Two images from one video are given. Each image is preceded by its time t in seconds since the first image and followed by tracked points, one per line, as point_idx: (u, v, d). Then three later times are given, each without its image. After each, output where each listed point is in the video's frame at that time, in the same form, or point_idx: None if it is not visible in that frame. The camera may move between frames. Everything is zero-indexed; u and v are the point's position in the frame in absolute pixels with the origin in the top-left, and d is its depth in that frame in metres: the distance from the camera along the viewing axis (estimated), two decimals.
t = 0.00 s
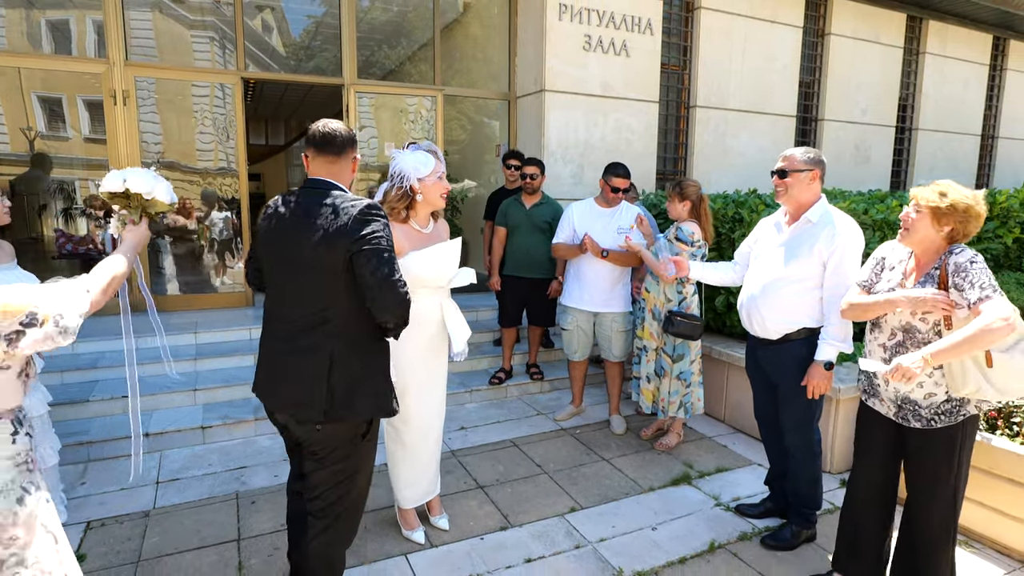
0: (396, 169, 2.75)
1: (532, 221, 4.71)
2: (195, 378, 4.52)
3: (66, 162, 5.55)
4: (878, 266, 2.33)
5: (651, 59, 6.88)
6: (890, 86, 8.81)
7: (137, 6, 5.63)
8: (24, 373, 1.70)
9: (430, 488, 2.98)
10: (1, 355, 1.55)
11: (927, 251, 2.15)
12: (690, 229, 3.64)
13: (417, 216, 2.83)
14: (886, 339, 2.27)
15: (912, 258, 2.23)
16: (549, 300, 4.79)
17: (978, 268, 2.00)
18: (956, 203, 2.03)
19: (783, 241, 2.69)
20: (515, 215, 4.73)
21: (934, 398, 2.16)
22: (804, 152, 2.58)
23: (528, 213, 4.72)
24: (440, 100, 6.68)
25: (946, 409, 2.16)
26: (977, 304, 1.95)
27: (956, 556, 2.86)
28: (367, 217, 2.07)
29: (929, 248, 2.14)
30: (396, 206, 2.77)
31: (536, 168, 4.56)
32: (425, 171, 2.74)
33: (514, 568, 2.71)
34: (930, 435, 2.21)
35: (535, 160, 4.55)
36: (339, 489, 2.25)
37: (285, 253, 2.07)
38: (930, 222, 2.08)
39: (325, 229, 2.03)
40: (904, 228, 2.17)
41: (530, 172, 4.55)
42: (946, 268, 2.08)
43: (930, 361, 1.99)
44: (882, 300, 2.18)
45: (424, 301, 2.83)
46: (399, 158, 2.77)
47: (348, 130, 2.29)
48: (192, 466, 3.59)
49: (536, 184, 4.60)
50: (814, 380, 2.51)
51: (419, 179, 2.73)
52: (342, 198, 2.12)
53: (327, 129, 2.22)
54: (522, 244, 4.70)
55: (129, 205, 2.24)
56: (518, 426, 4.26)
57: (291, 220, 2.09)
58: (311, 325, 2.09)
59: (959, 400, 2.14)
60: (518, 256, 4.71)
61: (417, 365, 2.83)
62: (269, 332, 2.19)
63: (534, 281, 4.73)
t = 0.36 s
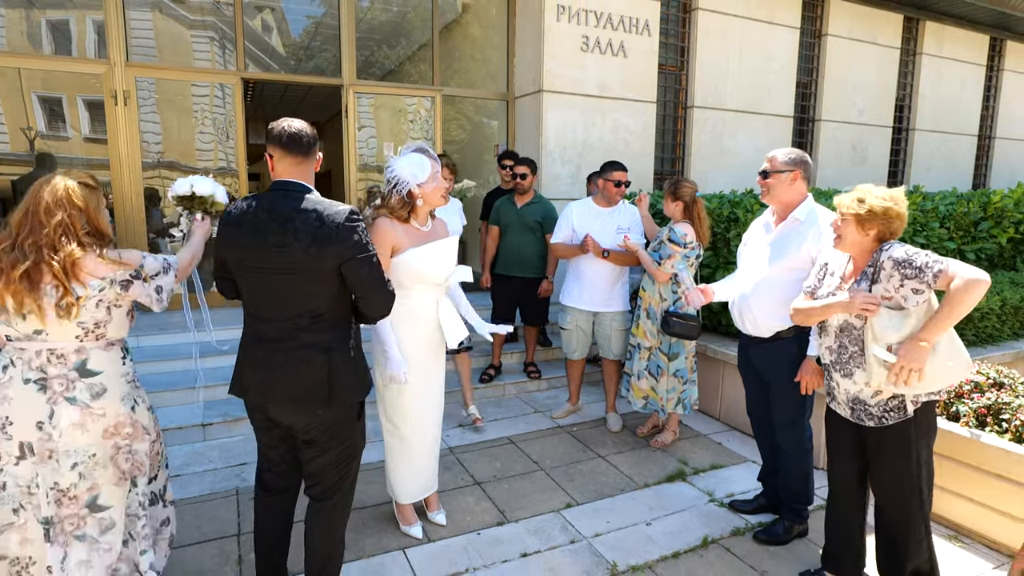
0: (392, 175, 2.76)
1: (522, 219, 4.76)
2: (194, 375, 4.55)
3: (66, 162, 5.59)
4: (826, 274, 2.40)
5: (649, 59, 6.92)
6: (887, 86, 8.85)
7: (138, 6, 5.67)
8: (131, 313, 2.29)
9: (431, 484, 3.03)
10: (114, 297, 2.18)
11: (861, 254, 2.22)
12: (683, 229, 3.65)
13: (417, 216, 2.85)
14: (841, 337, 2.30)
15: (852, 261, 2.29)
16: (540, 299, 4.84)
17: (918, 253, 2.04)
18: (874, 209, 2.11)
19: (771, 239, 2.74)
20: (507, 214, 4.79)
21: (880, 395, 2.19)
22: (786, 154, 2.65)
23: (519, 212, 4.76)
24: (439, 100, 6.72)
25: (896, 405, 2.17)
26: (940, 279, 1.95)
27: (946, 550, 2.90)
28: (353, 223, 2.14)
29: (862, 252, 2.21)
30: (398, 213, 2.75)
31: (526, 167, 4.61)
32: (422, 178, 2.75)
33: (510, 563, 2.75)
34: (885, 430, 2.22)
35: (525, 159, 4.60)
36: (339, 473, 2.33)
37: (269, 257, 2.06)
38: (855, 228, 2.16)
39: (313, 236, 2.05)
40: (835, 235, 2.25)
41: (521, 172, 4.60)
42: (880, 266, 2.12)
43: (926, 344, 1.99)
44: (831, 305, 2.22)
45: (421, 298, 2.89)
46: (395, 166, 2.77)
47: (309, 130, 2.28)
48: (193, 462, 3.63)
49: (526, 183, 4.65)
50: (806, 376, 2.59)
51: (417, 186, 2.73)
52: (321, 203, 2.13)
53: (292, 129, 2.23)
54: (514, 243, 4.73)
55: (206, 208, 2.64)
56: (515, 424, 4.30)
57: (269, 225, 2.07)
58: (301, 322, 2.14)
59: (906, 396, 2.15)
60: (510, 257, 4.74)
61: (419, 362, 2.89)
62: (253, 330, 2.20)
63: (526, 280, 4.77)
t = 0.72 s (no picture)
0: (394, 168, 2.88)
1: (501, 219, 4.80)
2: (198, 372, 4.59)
3: (68, 161, 5.62)
4: (808, 271, 2.43)
5: (649, 59, 6.95)
6: (886, 86, 8.88)
7: (139, 5, 5.70)
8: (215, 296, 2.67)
9: (430, 482, 3.04)
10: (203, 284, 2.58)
11: (835, 255, 2.23)
12: (683, 228, 3.68)
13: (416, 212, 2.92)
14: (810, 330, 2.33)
15: (831, 259, 2.30)
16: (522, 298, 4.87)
17: (883, 250, 2.06)
18: (838, 213, 2.12)
19: (767, 237, 2.77)
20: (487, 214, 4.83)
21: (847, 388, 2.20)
22: (782, 153, 2.69)
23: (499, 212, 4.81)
24: (440, 100, 6.75)
25: (862, 399, 2.19)
26: (903, 281, 1.98)
27: (943, 545, 2.93)
28: (328, 227, 2.18)
29: (836, 251, 2.23)
30: (395, 208, 2.89)
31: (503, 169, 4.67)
32: (415, 174, 2.81)
33: (512, 557, 2.79)
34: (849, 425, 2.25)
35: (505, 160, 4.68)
36: (339, 462, 2.36)
37: (246, 258, 2.10)
38: (824, 232, 2.18)
39: (290, 238, 2.09)
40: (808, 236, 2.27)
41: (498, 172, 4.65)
42: (851, 265, 2.14)
43: (879, 338, 2.03)
44: (798, 297, 2.33)
45: (422, 296, 2.90)
46: (398, 160, 2.87)
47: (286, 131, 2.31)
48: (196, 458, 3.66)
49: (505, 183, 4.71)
50: (787, 368, 2.59)
51: (411, 178, 2.81)
52: (299, 206, 2.18)
53: (271, 130, 2.27)
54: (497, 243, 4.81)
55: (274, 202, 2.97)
56: (516, 421, 4.33)
57: (247, 226, 2.11)
58: (281, 319, 2.17)
59: (872, 390, 2.16)
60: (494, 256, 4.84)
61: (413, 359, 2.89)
62: (232, 328, 2.23)
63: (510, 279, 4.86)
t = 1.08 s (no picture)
0: (399, 171, 2.93)
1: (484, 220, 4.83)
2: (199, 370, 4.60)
3: (68, 160, 5.62)
4: (812, 267, 2.45)
5: (649, 58, 6.96)
6: (886, 86, 8.90)
7: (140, 5, 5.72)
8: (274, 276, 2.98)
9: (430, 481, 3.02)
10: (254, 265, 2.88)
11: (843, 245, 2.22)
12: (683, 226, 3.70)
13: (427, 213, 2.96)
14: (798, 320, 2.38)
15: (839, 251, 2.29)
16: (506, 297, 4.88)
17: (882, 257, 2.05)
18: (854, 196, 2.11)
19: (768, 235, 2.79)
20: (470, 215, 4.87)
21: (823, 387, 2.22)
22: (783, 151, 2.71)
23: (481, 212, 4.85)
24: (441, 99, 6.76)
25: (835, 399, 2.21)
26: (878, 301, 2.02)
27: (944, 541, 2.95)
28: (318, 219, 2.18)
29: (844, 241, 2.21)
30: (406, 210, 2.98)
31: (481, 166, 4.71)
32: (415, 173, 2.85)
33: (515, 553, 2.80)
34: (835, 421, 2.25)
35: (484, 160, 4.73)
36: (339, 458, 2.37)
37: (240, 253, 2.13)
38: (836, 216, 2.17)
39: (281, 230, 2.11)
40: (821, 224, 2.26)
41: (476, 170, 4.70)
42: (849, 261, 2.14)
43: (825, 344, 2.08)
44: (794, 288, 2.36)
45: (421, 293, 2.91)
46: (401, 163, 2.90)
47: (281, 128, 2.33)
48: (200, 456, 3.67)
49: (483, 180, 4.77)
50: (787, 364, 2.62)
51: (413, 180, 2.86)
52: (290, 201, 2.19)
53: (263, 128, 2.29)
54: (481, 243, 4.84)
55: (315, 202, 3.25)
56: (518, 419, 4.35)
57: (241, 221, 2.14)
58: (273, 316, 2.19)
59: (844, 392, 2.18)
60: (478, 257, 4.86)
61: (412, 358, 2.91)
62: (230, 325, 2.24)
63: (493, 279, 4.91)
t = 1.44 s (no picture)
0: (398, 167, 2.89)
1: (477, 220, 4.81)
2: (201, 369, 4.58)
3: (68, 160, 5.60)
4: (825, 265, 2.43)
5: (651, 57, 6.95)
6: (887, 85, 8.89)
7: (140, 3, 5.69)
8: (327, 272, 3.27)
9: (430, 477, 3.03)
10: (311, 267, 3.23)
11: (858, 244, 2.20)
12: (692, 223, 3.68)
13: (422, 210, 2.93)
14: (809, 320, 2.37)
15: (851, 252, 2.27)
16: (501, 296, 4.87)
17: (895, 258, 2.03)
18: (870, 192, 2.09)
19: (776, 233, 2.78)
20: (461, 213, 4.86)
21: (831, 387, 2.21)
22: (797, 150, 2.71)
23: (474, 211, 4.83)
24: (443, 97, 6.74)
25: (842, 399, 2.20)
26: (885, 301, 2.01)
27: (951, 541, 2.94)
28: (311, 214, 2.14)
29: (858, 240, 2.19)
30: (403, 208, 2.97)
31: (472, 165, 4.70)
32: (414, 170, 2.81)
33: (521, 553, 2.79)
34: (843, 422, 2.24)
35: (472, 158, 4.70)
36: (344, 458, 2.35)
37: (239, 250, 2.13)
38: (850, 215, 2.16)
39: (273, 225, 2.09)
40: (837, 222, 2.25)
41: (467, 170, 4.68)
42: (866, 258, 2.13)
43: (829, 346, 2.10)
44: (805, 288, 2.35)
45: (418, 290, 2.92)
46: (400, 159, 2.87)
47: (288, 124, 2.29)
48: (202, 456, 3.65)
49: (476, 180, 4.72)
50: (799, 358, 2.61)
51: (411, 178, 2.83)
52: (285, 197, 2.18)
53: (267, 125, 2.27)
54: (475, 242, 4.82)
55: (361, 208, 3.62)
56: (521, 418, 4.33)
57: (241, 219, 2.14)
58: (267, 314, 2.17)
59: (852, 393, 2.17)
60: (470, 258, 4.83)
61: (414, 356, 2.92)
62: (232, 325, 2.23)
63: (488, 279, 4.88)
